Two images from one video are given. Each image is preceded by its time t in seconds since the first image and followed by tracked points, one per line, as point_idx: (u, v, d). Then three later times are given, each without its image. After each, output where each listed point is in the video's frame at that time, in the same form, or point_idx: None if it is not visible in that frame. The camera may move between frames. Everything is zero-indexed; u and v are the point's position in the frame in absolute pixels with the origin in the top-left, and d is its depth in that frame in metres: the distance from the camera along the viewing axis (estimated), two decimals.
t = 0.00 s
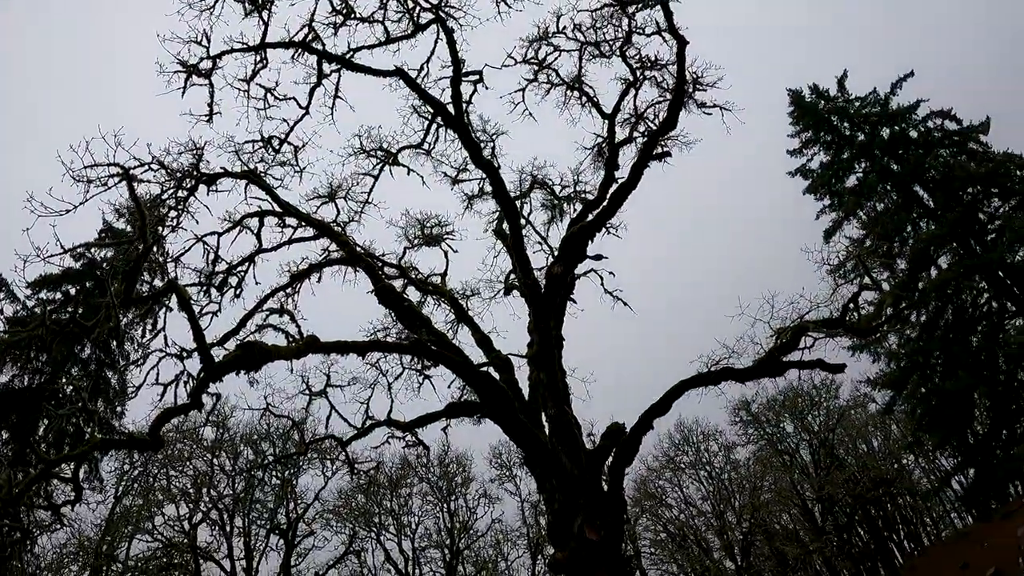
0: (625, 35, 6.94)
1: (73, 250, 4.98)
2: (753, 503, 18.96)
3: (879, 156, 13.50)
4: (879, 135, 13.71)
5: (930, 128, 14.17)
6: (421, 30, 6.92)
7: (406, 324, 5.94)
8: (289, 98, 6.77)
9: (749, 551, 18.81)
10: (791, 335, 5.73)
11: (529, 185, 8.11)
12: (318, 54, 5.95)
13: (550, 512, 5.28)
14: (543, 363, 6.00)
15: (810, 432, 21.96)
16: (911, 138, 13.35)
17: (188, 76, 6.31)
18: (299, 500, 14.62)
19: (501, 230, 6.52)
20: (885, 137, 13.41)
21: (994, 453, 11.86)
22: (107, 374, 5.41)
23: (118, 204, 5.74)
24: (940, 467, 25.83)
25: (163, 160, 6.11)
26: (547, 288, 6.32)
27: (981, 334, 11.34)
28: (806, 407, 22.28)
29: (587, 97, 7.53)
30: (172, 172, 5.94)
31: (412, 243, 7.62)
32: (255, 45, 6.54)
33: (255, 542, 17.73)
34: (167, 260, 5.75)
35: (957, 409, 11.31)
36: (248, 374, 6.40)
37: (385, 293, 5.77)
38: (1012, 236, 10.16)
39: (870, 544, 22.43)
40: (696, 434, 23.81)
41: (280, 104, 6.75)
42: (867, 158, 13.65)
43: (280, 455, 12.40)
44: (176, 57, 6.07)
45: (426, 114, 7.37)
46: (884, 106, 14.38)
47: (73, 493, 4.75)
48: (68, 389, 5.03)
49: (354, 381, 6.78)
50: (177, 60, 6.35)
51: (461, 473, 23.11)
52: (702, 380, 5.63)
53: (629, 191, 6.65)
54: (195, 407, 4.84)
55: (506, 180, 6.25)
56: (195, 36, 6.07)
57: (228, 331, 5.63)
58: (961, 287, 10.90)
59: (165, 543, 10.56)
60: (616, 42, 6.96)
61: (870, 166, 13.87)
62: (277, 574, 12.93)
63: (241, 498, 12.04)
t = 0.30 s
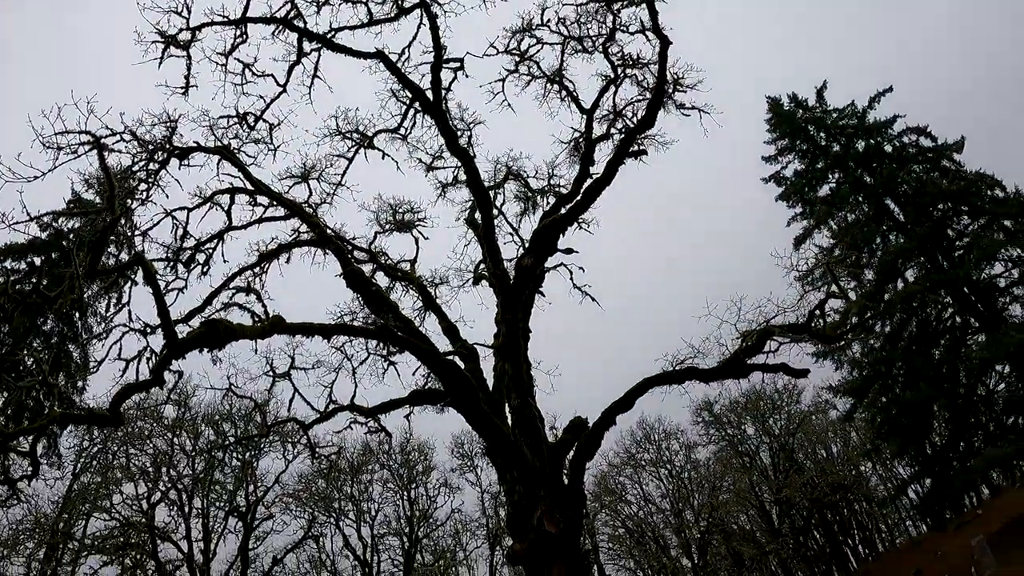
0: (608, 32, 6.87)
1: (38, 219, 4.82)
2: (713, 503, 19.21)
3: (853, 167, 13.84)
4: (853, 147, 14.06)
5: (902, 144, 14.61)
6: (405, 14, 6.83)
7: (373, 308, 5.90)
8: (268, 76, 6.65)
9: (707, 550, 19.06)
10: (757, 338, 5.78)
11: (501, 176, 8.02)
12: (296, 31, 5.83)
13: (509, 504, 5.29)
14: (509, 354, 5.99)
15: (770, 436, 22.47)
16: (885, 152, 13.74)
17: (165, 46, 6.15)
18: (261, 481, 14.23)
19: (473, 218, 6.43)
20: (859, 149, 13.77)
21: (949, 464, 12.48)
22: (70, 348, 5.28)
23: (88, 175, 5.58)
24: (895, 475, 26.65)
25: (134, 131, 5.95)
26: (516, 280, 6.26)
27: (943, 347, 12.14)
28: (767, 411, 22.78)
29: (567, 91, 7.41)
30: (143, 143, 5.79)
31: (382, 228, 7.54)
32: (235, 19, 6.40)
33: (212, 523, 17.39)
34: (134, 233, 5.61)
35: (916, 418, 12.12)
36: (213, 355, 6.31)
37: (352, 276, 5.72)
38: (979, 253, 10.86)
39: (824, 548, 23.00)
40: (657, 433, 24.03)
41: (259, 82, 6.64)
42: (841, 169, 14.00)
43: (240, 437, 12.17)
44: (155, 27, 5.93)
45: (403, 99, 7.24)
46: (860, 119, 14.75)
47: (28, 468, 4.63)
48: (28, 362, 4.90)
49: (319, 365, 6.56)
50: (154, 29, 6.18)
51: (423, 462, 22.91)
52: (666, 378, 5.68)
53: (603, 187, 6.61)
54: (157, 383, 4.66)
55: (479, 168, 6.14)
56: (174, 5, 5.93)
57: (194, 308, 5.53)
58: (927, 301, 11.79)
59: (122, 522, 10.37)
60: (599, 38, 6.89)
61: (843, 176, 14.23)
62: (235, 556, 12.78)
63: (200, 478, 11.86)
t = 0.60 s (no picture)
0: (599, 35, 6.83)
1: (13, 188, 4.74)
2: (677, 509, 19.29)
3: (832, 184, 14.38)
4: (834, 165, 14.58)
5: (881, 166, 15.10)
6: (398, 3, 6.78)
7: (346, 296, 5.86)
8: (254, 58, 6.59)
9: (668, 555, 19.22)
10: (728, 347, 5.83)
11: (482, 172, 7.95)
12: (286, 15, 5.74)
13: (474, 501, 5.28)
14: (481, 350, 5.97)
15: (736, 446, 22.68)
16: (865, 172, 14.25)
17: (153, 22, 6.06)
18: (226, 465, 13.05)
19: (451, 210, 6.28)
20: (840, 168, 14.28)
21: (912, 481, 13.15)
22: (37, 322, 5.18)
23: (65, 147, 5.48)
24: (858, 491, 27.18)
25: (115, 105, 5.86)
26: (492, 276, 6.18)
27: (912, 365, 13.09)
28: (733, 420, 22.91)
29: (553, 91, 7.30)
30: (124, 117, 5.70)
31: (360, 218, 7.50)
32: None
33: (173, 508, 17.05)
34: (110, 208, 5.52)
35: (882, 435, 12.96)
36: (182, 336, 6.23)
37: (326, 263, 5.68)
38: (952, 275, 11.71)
39: (784, 558, 23.39)
40: (622, 437, 24.02)
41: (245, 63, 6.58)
42: (821, 185, 14.52)
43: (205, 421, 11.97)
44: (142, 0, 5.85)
45: (389, 89, 7.15)
46: (841, 138, 15.24)
47: None
48: None
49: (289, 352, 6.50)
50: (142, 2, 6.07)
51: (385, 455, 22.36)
52: (636, 382, 5.72)
53: (584, 188, 6.59)
54: (125, 362, 4.55)
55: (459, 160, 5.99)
56: None
57: (167, 288, 5.44)
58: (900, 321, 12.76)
59: (82, 502, 10.17)
60: (590, 40, 6.85)
61: (822, 193, 14.76)
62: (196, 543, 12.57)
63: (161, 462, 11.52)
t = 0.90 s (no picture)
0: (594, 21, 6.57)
1: None
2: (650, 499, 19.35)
3: (818, 185, 15.42)
4: (821, 166, 15.58)
5: (868, 170, 15.33)
6: None
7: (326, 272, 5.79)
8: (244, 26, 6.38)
9: (638, 544, 19.19)
10: (706, 340, 5.84)
11: (468, 153, 7.73)
12: None
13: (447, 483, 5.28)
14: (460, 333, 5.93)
15: (710, 439, 23.43)
16: (852, 175, 15.34)
17: None
18: (200, 437, 12.80)
19: (436, 189, 6.02)
20: (826, 170, 15.34)
21: (883, 482, 13.54)
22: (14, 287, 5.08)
23: (50, 110, 5.35)
24: (827, 489, 27.66)
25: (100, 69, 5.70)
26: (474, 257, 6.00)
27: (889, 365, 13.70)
28: (708, 414, 23.64)
29: (544, 76, 7.05)
30: (110, 83, 5.59)
31: (345, 196, 7.41)
32: None
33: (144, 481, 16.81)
34: (92, 174, 5.40)
35: (854, 435, 13.19)
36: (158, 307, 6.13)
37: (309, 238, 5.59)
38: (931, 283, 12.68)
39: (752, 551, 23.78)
40: (596, 425, 24.08)
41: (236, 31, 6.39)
42: (806, 184, 15.62)
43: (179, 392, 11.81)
44: None
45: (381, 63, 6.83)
46: (829, 141, 15.94)
47: None
48: None
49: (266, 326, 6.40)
50: None
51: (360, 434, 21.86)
52: (613, 370, 5.75)
53: (571, 174, 6.22)
54: (102, 330, 4.37)
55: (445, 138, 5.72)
56: None
57: (146, 257, 5.29)
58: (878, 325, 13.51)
59: (55, 472, 10.08)
60: (583, 26, 6.71)
61: (808, 192, 15.85)
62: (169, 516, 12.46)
63: (134, 434, 11.34)
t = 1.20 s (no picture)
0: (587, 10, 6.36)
1: None
2: (629, 491, 19.52)
3: (805, 184, 15.65)
4: (809, 165, 15.77)
5: (856, 171, 15.47)
6: None
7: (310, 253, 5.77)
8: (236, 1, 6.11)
9: (615, 534, 19.17)
10: (688, 334, 5.86)
11: (457, 139, 7.57)
12: None
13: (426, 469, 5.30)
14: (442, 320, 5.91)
15: (690, 433, 23.85)
16: (840, 175, 15.50)
17: None
18: (180, 418, 12.71)
19: (421, 174, 5.77)
20: (815, 170, 15.53)
21: (860, 481, 13.58)
22: None
23: (37, 84, 5.27)
24: (803, 485, 28.02)
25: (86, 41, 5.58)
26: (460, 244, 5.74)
27: (868, 367, 13.89)
28: (688, 408, 24.03)
29: (535, 64, 6.83)
30: (96, 56, 5.50)
31: (332, 178, 7.35)
32: None
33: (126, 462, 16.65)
34: (77, 149, 5.32)
35: (833, 433, 13.34)
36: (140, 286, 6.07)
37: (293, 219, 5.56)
38: (914, 284, 13.11)
39: (728, 546, 24.10)
40: (577, 415, 24.12)
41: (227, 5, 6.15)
42: (794, 183, 15.80)
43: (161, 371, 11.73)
44: None
45: (372, 45, 6.69)
46: (818, 141, 16.04)
47: None
48: None
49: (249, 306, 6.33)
50: None
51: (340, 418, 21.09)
52: (594, 361, 5.77)
53: (558, 163, 5.93)
54: (81, 307, 4.26)
55: (432, 122, 5.44)
56: None
57: (129, 234, 5.20)
58: (859, 324, 13.77)
59: (33, 451, 9.99)
60: (576, 16, 6.57)
61: (794, 191, 16.05)
62: (147, 498, 12.34)
63: (115, 414, 11.23)
